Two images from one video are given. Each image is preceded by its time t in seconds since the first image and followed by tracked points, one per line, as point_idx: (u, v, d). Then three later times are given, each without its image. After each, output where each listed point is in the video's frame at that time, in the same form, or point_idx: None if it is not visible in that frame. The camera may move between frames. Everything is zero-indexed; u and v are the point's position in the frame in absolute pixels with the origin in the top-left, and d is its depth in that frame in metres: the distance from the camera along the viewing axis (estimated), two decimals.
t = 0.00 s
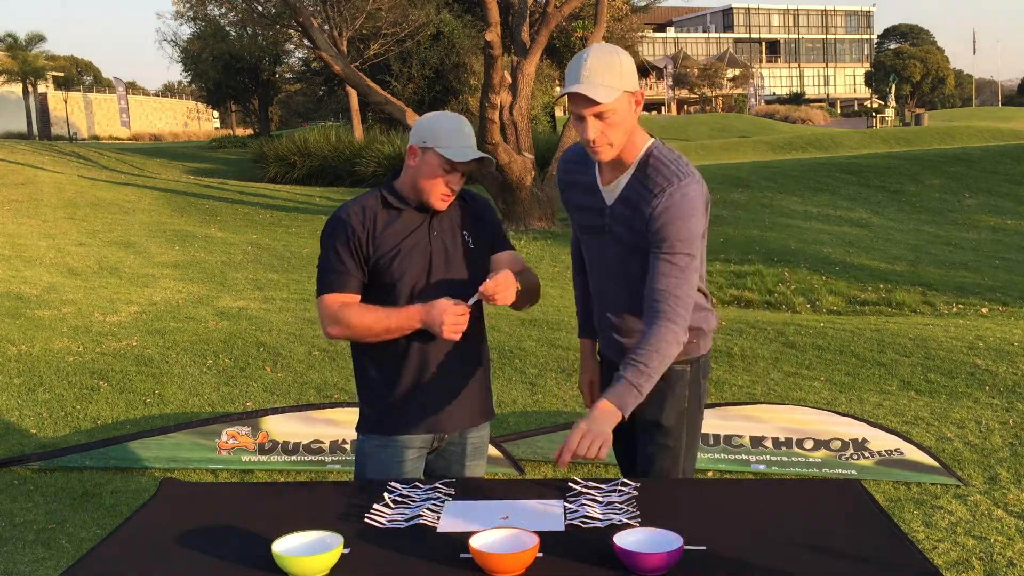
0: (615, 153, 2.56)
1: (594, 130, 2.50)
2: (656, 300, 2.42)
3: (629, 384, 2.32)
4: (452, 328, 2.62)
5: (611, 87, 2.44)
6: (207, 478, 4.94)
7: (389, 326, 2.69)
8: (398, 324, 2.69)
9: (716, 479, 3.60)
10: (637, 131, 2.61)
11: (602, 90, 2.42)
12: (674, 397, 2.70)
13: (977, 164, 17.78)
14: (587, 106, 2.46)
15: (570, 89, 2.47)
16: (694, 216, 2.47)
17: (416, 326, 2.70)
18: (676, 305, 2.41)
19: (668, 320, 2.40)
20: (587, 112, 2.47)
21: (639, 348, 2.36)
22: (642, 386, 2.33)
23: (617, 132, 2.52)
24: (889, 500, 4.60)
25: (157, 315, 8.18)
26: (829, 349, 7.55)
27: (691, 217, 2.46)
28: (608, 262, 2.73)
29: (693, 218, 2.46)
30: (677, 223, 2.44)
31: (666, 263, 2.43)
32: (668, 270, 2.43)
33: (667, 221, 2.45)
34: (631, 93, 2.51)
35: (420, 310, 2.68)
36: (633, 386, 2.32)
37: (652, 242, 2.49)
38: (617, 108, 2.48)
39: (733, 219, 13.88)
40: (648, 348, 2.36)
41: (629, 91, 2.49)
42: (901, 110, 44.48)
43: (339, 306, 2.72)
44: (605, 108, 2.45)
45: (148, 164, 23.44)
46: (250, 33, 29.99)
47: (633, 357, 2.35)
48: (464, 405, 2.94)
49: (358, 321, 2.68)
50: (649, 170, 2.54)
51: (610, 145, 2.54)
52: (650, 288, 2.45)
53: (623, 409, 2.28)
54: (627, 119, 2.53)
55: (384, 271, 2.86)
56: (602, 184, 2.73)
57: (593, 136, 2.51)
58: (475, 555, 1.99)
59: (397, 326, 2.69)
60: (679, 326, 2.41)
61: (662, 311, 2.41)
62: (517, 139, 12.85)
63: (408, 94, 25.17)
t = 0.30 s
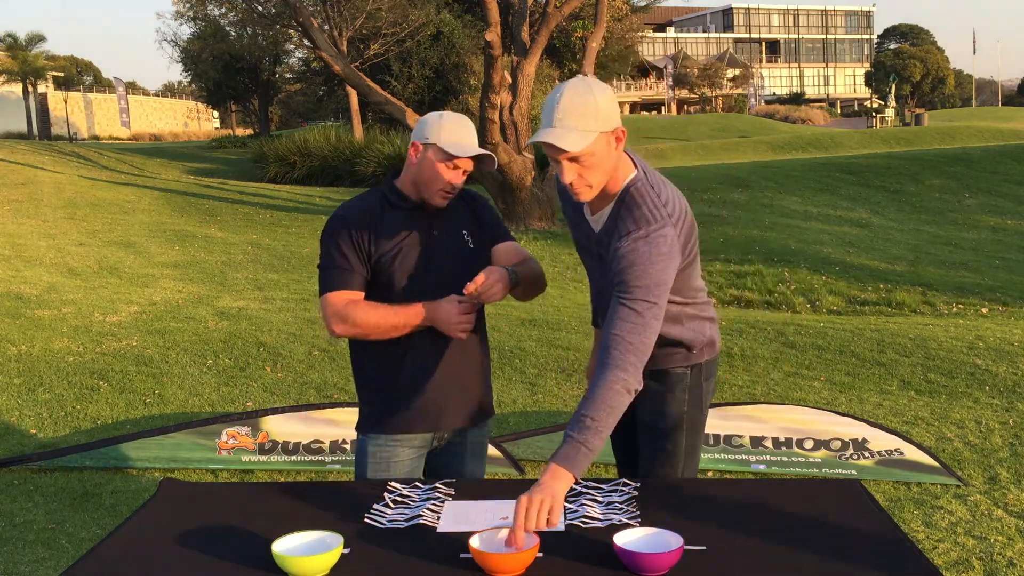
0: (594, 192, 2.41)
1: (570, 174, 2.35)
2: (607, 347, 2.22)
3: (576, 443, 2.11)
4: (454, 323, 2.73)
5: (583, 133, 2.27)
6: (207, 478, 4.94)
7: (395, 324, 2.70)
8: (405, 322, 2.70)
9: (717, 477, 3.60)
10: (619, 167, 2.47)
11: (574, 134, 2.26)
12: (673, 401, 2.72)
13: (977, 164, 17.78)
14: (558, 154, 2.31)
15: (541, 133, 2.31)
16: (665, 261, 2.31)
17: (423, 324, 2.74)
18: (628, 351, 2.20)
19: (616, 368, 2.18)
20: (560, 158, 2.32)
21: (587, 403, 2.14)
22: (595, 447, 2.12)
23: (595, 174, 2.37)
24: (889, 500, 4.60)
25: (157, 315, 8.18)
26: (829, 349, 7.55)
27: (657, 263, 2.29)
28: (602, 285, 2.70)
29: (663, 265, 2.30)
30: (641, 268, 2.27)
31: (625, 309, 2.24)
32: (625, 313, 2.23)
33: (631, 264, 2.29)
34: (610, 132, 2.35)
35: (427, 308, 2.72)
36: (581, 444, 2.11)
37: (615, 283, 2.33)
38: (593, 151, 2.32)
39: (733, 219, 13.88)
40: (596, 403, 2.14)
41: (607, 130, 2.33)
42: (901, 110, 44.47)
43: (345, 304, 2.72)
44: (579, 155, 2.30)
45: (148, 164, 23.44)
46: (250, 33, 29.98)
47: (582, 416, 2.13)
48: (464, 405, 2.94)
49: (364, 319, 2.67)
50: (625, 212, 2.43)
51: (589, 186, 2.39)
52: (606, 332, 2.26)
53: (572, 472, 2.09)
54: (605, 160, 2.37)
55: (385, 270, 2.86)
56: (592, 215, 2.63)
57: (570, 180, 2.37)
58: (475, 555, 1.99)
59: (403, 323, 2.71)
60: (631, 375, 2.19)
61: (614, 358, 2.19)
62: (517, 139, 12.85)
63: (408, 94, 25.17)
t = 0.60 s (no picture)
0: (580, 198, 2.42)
1: (554, 183, 2.36)
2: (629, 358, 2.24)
3: (606, 444, 2.11)
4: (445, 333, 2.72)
5: (562, 142, 2.28)
6: (206, 478, 4.94)
7: (387, 327, 2.70)
8: (399, 325, 2.71)
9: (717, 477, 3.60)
10: (605, 171, 2.47)
11: (553, 146, 2.27)
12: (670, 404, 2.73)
13: (977, 164, 17.77)
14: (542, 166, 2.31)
15: (519, 147, 2.32)
16: (661, 265, 2.30)
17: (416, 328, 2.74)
18: (658, 360, 2.22)
19: (649, 379, 2.19)
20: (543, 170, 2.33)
21: (619, 407, 2.16)
22: (623, 449, 2.12)
23: (579, 181, 2.37)
24: (889, 500, 4.60)
25: (157, 315, 8.18)
26: (829, 349, 7.55)
27: (658, 266, 2.29)
28: (601, 287, 2.70)
29: (662, 269, 2.29)
30: (642, 275, 2.27)
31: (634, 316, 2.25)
32: (642, 322, 2.24)
33: (633, 271, 2.29)
34: (589, 138, 2.35)
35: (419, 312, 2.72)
36: (610, 446, 2.11)
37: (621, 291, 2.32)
38: (574, 159, 2.32)
39: (734, 219, 13.88)
40: (628, 407, 2.15)
41: (585, 138, 2.33)
42: (901, 110, 44.49)
43: (340, 306, 2.73)
44: (561, 165, 2.30)
45: (148, 164, 23.44)
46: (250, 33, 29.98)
47: (611, 418, 2.15)
48: (464, 406, 2.94)
49: (358, 321, 2.68)
50: (616, 217, 2.43)
51: (573, 194, 2.40)
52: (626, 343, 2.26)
53: (599, 471, 2.08)
54: (588, 166, 2.37)
55: (382, 272, 2.86)
56: (581, 218, 2.62)
57: (555, 189, 2.37)
58: (475, 555, 1.98)
59: (396, 327, 2.71)
60: (662, 384, 2.21)
61: (643, 368, 2.21)
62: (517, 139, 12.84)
63: (408, 94, 25.18)
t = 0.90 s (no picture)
0: (580, 199, 2.42)
1: (554, 185, 2.35)
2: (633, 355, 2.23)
3: (608, 445, 2.11)
4: (423, 327, 2.57)
5: (560, 143, 2.28)
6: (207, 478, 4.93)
7: (369, 322, 2.68)
8: (382, 321, 2.68)
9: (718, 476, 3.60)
10: (605, 171, 2.48)
11: (551, 149, 2.27)
12: (671, 404, 2.73)
13: (977, 164, 17.78)
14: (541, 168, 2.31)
15: (519, 149, 2.32)
16: (663, 265, 2.30)
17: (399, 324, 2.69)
18: (658, 358, 2.21)
19: (649, 377, 2.19)
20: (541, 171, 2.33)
21: (620, 407, 2.15)
22: (624, 449, 2.12)
23: (579, 182, 2.37)
24: (889, 500, 4.60)
25: (157, 315, 8.18)
26: (829, 349, 7.56)
27: (658, 266, 2.29)
28: (602, 289, 2.69)
29: (664, 269, 2.29)
30: (643, 273, 2.27)
31: (638, 314, 2.24)
32: (642, 321, 2.23)
33: (633, 270, 2.29)
34: (587, 139, 2.35)
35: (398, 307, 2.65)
36: (612, 447, 2.11)
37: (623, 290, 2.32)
38: (573, 159, 2.32)
39: (734, 219, 13.88)
40: (629, 406, 2.15)
41: (584, 139, 2.32)
42: (901, 110, 44.53)
43: (331, 304, 2.75)
44: (560, 166, 2.29)
45: (148, 164, 23.45)
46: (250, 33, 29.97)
47: (612, 417, 2.14)
48: (464, 407, 2.94)
49: (345, 320, 2.70)
50: (617, 217, 2.43)
51: (574, 195, 2.40)
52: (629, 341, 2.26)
53: (600, 474, 2.08)
54: (588, 166, 2.37)
55: (380, 272, 2.87)
56: (583, 218, 2.62)
57: (554, 190, 2.37)
58: (475, 555, 1.98)
59: (376, 323, 2.67)
60: (663, 383, 2.21)
61: (644, 366, 2.20)
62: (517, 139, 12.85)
63: (408, 94, 25.19)
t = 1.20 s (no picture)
0: (580, 205, 2.42)
1: (554, 192, 2.35)
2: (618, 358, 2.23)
3: (576, 454, 2.09)
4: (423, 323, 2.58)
5: (559, 150, 2.28)
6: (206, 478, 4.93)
7: (370, 322, 2.69)
8: (383, 321, 2.70)
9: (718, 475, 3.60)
10: (606, 176, 2.48)
11: (550, 156, 2.26)
12: (670, 405, 2.73)
13: (977, 164, 17.77)
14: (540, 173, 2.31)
15: (518, 155, 2.31)
16: (655, 271, 2.30)
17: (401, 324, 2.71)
18: (629, 361, 2.19)
19: (619, 380, 2.16)
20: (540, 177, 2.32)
21: (588, 414, 2.12)
22: (595, 457, 2.09)
23: (579, 189, 2.37)
24: (889, 500, 4.60)
25: (157, 315, 8.18)
26: (829, 349, 7.56)
27: (649, 270, 2.30)
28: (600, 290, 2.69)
29: (656, 274, 2.29)
30: (635, 277, 2.28)
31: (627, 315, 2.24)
32: (622, 322, 2.23)
33: (624, 273, 2.30)
34: (587, 146, 2.34)
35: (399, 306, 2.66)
36: (580, 455, 2.09)
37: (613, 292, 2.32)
38: (573, 165, 2.32)
39: (734, 219, 13.87)
40: (597, 413, 2.12)
41: (584, 145, 2.32)
42: (901, 110, 44.53)
43: (333, 304, 2.76)
44: (558, 173, 2.29)
45: (148, 164, 23.44)
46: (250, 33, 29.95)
47: (582, 426, 2.11)
48: (463, 407, 2.94)
49: (346, 319, 2.70)
50: (615, 223, 2.44)
51: (574, 201, 2.40)
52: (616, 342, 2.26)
53: (571, 484, 2.06)
54: (587, 172, 2.37)
55: (380, 273, 2.87)
56: (584, 221, 2.62)
57: (553, 197, 2.36)
58: (474, 555, 1.98)
59: (377, 322, 2.69)
60: (633, 386, 2.17)
61: (616, 369, 2.18)
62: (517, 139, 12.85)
63: (408, 94, 25.18)
